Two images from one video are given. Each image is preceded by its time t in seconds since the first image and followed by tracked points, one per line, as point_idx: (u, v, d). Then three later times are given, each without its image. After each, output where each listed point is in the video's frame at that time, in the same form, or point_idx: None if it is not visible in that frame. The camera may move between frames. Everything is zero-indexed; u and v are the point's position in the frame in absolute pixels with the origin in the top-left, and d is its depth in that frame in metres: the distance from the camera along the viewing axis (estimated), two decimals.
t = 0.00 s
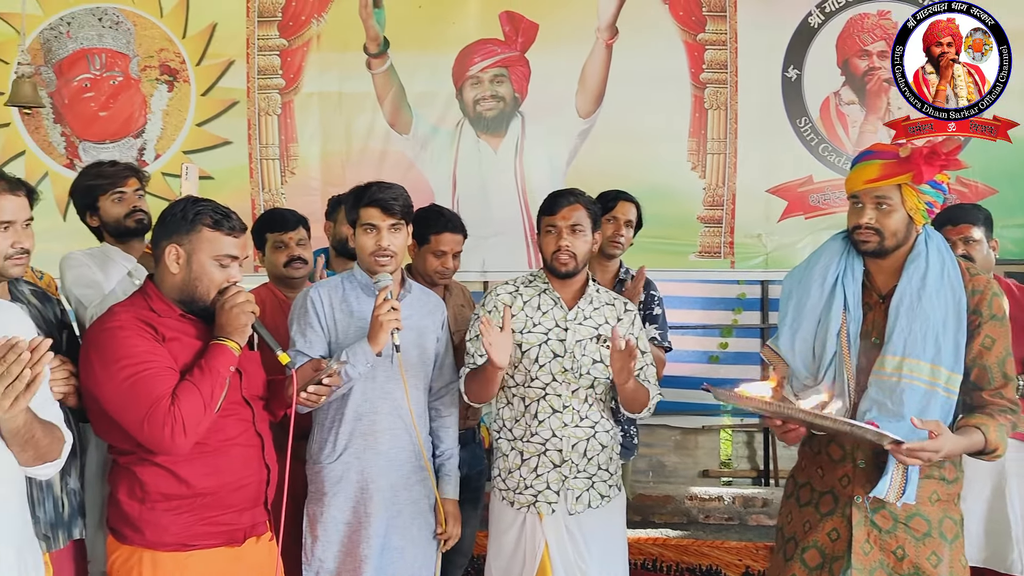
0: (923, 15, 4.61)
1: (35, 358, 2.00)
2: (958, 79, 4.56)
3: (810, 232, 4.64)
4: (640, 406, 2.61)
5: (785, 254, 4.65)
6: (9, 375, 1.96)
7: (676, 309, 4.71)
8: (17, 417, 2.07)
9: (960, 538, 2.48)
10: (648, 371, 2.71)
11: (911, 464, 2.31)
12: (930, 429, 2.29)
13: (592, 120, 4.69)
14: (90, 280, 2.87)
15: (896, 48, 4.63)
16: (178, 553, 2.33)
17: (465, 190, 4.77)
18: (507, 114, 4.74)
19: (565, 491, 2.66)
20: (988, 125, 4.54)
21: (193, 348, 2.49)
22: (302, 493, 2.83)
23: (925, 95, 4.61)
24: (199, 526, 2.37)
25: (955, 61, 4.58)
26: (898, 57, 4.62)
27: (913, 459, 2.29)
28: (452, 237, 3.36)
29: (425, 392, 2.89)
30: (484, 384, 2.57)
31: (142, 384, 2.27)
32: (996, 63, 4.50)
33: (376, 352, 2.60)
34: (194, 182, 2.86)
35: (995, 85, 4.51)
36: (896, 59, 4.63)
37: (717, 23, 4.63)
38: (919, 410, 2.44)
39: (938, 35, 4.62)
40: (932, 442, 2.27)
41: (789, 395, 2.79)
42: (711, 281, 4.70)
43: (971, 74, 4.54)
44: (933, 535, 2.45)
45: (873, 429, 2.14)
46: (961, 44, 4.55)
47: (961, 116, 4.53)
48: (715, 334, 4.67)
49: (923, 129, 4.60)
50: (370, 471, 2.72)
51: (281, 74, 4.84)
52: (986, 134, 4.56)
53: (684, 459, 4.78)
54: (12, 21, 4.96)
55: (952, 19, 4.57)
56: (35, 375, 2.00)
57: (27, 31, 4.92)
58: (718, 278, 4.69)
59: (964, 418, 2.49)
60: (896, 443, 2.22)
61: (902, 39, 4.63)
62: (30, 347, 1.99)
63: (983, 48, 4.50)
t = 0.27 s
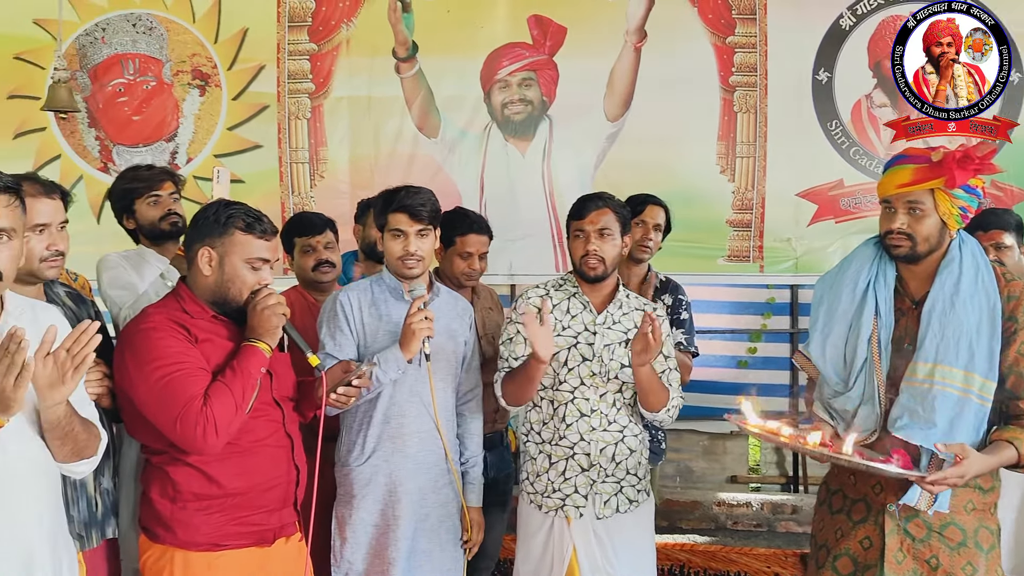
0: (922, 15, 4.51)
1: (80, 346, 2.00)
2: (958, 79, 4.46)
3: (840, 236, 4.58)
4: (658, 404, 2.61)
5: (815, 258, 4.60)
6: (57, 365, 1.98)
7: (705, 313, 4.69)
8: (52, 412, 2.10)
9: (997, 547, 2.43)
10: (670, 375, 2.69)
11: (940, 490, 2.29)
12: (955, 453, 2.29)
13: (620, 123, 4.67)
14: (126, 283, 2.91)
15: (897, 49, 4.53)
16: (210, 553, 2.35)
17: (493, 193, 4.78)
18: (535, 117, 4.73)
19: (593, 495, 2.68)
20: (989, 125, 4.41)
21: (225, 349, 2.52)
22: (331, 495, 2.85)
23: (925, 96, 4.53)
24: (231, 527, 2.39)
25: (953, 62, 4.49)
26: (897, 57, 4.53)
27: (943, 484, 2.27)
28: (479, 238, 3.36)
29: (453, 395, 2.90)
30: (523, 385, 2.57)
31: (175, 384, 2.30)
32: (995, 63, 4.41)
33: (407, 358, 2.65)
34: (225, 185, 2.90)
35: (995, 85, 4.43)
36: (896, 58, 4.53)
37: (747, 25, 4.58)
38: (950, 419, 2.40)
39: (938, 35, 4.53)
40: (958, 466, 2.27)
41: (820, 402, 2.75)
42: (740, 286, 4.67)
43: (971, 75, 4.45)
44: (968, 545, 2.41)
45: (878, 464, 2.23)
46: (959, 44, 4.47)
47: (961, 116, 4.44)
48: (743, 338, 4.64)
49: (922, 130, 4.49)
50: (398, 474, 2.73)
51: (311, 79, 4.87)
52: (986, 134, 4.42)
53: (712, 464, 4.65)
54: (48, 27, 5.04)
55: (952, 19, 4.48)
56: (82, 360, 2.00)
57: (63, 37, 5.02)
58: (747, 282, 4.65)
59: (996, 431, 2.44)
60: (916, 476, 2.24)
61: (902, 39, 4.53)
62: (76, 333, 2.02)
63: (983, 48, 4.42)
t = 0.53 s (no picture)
0: (922, 15, 4.50)
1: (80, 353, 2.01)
2: (958, 79, 4.52)
3: (868, 241, 4.53)
4: (665, 408, 2.54)
5: (844, 263, 4.55)
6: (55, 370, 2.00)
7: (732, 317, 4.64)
8: (79, 414, 2.12)
9: None
10: (688, 377, 2.69)
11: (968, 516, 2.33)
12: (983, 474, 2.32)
13: (646, 127, 4.64)
14: (158, 286, 2.94)
15: (897, 49, 4.49)
16: (239, 554, 2.37)
17: (518, 197, 4.75)
18: (560, 121, 4.70)
19: (618, 500, 2.68)
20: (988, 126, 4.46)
21: (253, 351, 2.54)
22: (357, 498, 2.86)
23: (925, 96, 4.52)
24: (259, 528, 2.40)
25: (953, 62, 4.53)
26: (898, 57, 4.49)
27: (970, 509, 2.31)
28: (502, 239, 3.35)
29: (479, 399, 2.90)
30: (577, 390, 2.52)
31: (204, 386, 2.31)
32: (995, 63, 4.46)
33: (434, 366, 2.66)
34: (254, 189, 2.90)
35: (995, 85, 4.45)
36: (896, 58, 4.49)
37: (775, 28, 4.55)
38: (983, 428, 2.36)
39: (938, 36, 4.54)
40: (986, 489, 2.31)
41: (850, 407, 2.75)
42: (767, 290, 4.61)
43: (971, 75, 4.51)
44: (1004, 556, 2.37)
45: (911, 503, 2.24)
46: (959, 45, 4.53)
47: (960, 117, 4.49)
48: (770, 343, 4.60)
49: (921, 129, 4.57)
50: (423, 477, 2.74)
51: (338, 83, 4.87)
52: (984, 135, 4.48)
53: (739, 471, 4.64)
54: (80, 33, 5.07)
55: (952, 20, 4.52)
56: (83, 368, 2.01)
57: (95, 42, 5.03)
58: (775, 287, 4.60)
59: None
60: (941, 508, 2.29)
61: (902, 39, 4.49)
62: (68, 344, 2.01)
63: (983, 48, 4.49)
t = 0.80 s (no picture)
0: (923, 13, 4.28)
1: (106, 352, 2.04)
2: (958, 79, 4.33)
3: (901, 245, 4.35)
4: (700, 422, 2.53)
5: (875, 267, 4.37)
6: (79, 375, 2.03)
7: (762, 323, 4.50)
8: (113, 415, 2.15)
9: None
10: (722, 387, 2.67)
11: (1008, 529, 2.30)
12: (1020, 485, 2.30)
13: (675, 131, 4.50)
14: (192, 290, 3.00)
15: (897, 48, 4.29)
16: (270, 556, 2.39)
17: (546, 201, 4.65)
18: (588, 126, 4.58)
19: (645, 507, 2.67)
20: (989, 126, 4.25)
21: (284, 355, 2.56)
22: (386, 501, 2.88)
23: (925, 95, 4.31)
24: (289, 531, 2.42)
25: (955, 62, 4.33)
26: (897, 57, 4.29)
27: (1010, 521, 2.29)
28: (529, 243, 3.33)
29: (506, 403, 2.90)
30: (593, 404, 2.53)
31: (236, 390, 2.33)
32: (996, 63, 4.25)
33: (460, 371, 2.67)
34: (284, 195, 2.93)
35: (995, 85, 4.25)
36: (896, 58, 4.29)
37: (805, 32, 4.39)
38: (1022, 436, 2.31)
39: (938, 36, 4.34)
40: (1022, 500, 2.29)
41: (882, 415, 2.73)
42: (798, 295, 4.47)
43: (971, 75, 4.32)
44: None
45: (951, 520, 2.22)
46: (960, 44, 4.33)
47: (961, 116, 4.29)
48: (800, 349, 4.49)
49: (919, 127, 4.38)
50: (450, 481, 2.74)
51: (367, 89, 4.80)
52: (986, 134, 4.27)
53: (768, 476, 4.48)
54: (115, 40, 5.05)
55: (953, 20, 4.30)
56: (117, 367, 2.05)
57: (129, 50, 5.00)
58: (806, 292, 4.46)
59: None
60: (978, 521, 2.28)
61: (903, 39, 4.29)
62: (101, 345, 2.04)
63: (983, 48, 4.28)
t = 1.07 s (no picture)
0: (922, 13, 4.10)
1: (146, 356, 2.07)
2: (958, 79, 4.13)
3: (934, 249, 4.15)
4: (733, 431, 2.52)
5: (908, 272, 4.18)
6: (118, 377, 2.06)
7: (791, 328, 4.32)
8: (149, 419, 2.18)
9: None
10: (754, 396, 2.65)
11: None
12: None
13: (704, 135, 4.35)
14: (225, 294, 3.03)
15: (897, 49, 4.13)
16: (301, 557, 2.41)
17: (573, 204, 4.51)
18: (617, 130, 4.44)
19: (672, 513, 2.65)
20: (989, 126, 4.07)
21: (316, 359, 2.58)
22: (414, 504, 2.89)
23: (925, 96, 4.12)
24: (320, 532, 2.44)
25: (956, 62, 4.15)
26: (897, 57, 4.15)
27: None
28: (555, 245, 3.33)
29: (533, 408, 2.90)
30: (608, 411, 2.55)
31: (268, 392, 2.36)
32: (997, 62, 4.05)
33: (484, 374, 2.69)
34: (314, 199, 2.98)
35: (995, 85, 4.05)
36: (896, 58, 4.15)
37: (837, 34, 4.21)
38: None
39: (938, 35, 4.14)
40: None
41: (917, 421, 2.75)
42: (828, 300, 4.29)
43: (971, 75, 4.12)
44: None
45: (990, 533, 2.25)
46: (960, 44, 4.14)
47: (961, 116, 4.09)
48: (831, 354, 4.29)
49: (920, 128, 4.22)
50: (477, 484, 2.75)
51: (396, 94, 4.69)
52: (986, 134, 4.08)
53: (799, 483, 4.34)
54: (148, 47, 5.02)
55: (953, 19, 4.11)
56: (154, 371, 2.08)
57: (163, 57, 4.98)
58: (836, 297, 4.27)
59: None
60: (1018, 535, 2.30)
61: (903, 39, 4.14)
62: (138, 349, 2.07)
63: (984, 48, 4.07)
